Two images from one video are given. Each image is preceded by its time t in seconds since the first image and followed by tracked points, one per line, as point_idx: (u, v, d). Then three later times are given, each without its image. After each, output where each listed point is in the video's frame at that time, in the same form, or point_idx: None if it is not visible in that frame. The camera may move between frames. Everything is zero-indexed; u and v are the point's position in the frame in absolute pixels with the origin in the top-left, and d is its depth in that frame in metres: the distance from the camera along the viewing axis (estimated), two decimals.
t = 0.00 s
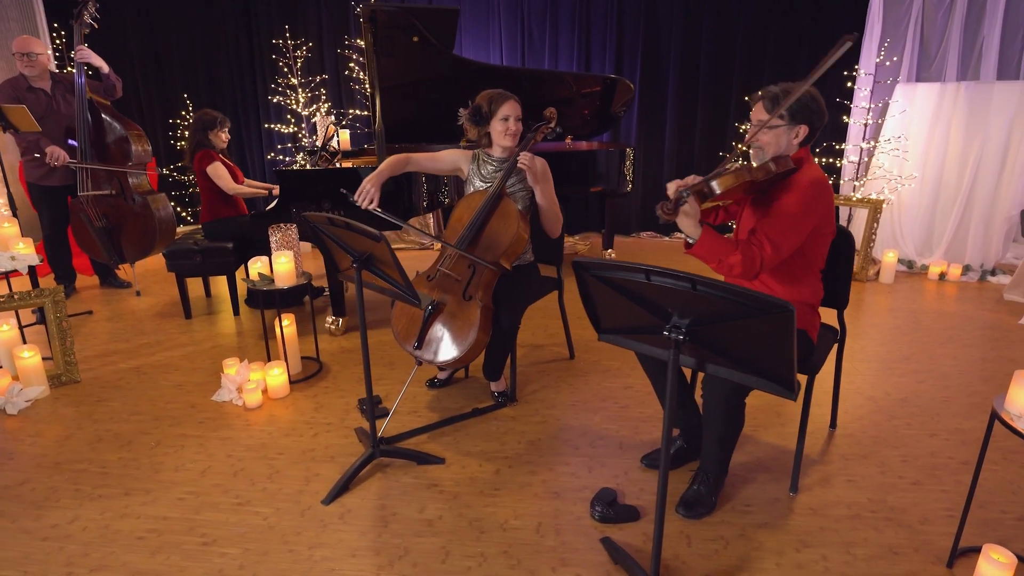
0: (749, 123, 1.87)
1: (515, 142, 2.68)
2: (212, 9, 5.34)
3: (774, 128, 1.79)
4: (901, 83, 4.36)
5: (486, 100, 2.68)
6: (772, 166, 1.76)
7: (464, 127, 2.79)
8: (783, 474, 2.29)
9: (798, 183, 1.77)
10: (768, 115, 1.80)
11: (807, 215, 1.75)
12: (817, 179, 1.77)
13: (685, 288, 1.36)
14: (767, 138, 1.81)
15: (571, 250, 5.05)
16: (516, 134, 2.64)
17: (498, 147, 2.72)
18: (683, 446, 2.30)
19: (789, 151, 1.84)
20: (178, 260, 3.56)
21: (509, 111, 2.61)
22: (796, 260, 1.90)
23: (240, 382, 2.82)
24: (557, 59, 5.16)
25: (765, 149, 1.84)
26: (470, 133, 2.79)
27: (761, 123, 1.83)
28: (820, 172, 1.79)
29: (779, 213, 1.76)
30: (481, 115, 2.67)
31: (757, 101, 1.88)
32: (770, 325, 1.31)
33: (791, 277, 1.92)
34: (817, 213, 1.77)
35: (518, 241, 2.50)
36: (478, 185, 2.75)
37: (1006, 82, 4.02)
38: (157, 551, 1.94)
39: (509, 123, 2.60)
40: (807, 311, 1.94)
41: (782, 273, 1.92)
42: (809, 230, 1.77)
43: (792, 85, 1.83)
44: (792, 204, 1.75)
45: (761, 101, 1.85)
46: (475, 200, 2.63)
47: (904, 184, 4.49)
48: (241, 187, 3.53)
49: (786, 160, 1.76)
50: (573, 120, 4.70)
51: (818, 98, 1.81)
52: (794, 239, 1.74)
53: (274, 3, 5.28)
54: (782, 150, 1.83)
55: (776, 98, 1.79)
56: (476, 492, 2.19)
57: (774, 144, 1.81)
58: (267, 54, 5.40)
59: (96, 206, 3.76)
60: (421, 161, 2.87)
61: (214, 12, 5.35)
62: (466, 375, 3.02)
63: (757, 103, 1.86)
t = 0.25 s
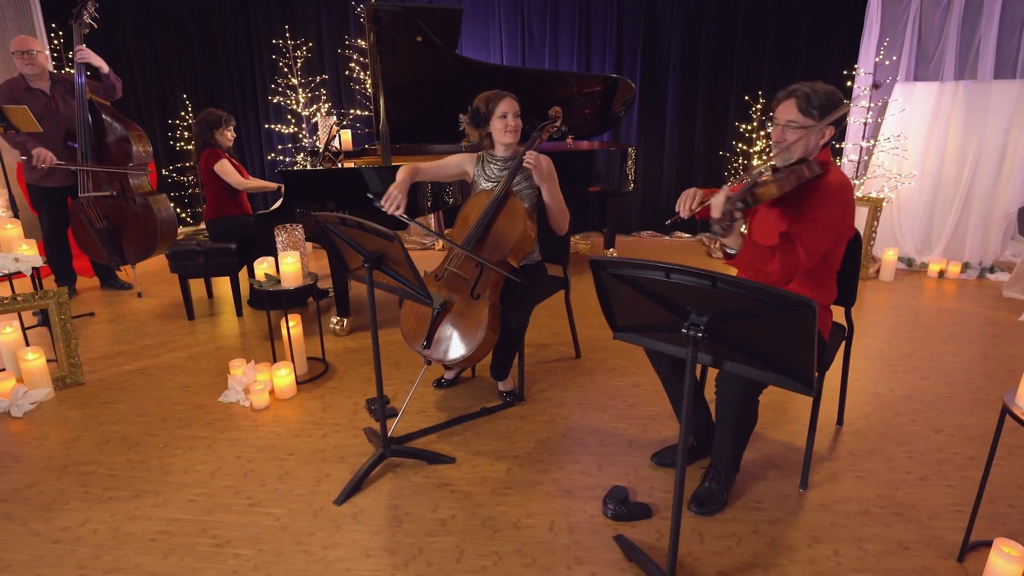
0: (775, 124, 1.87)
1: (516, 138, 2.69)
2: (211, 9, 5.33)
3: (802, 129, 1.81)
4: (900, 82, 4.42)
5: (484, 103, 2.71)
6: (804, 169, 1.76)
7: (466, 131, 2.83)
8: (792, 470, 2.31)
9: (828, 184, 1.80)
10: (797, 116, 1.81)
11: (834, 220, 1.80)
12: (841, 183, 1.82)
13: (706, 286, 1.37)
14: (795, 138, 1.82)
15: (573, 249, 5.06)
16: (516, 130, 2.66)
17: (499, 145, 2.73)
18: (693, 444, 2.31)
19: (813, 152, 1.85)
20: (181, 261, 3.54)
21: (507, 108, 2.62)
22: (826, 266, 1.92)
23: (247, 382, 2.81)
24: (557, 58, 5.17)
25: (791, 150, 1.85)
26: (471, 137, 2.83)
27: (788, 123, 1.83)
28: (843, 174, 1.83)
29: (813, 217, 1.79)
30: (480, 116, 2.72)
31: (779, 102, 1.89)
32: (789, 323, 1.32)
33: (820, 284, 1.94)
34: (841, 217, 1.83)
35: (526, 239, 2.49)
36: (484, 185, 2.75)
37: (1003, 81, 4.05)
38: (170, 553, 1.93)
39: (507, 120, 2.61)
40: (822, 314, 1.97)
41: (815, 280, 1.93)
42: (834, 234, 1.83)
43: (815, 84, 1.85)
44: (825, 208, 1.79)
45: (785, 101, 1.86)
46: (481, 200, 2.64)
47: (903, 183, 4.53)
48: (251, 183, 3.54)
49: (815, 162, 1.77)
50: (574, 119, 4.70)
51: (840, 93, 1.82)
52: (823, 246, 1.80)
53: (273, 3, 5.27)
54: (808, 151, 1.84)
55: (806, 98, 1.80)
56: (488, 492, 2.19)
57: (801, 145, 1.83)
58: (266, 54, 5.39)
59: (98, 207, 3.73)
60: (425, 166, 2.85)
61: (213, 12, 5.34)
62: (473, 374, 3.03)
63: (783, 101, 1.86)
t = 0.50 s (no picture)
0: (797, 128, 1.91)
1: (510, 138, 2.68)
2: (210, 8, 5.30)
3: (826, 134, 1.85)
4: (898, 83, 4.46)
5: (475, 111, 2.71)
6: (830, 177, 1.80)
7: (464, 142, 2.85)
8: (800, 468, 2.32)
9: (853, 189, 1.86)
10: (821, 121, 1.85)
11: (858, 230, 1.89)
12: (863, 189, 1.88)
13: (724, 284, 1.38)
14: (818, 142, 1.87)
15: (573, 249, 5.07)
16: (509, 130, 2.64)
17: (497, 147, 2.72)
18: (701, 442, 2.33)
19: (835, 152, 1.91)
20: (184, 262, 3.53)
21: (497, 110, 2.61)
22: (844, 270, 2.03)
23: (253, 383, 2.81)
24: (558, 59, 5.18)
25: (813, 153, 1.91)
26: (469, 147, 2.84)
27: (811, 129, 1.86)
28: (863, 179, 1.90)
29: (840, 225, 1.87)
30: (473, 125, 2.73)
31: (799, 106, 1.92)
32: (809, 320, 1.34)
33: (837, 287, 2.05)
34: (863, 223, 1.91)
35: (530, 236, 2.52)
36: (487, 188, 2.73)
37: (1000, 82, 4.10)
38: (182, 554, 1.92)
39: (498, 122, 2.60)
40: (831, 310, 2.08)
41: (838, 287, 2.02)
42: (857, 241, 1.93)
43: (834, 87, 1.88)
44: (851, 216, 1.86)
45: (807, 106, 1.88)
46: (484, 202, 2.65)
47: (901, 183, 4.57)
48: (250, 186, 3.51)
49: (840, 168, 1.84)
50: (574, 120, 4.71)
51: (859, 97, 1.86)
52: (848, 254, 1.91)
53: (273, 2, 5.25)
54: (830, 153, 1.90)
55: (830, 104, 1.83)
56: (499, 491, 2.19)
57: (825, 148, 1.88)
58: (266, 54, 5.37)
59: (99, 207, 3.71)
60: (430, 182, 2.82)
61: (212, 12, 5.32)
62: (479, 374, 3.03)
63: (807, 104, 1.88)
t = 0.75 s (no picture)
0: (812, 139, 1.98)
1: (509, 141, 2.68)
2: (209, 8, 5.28)
3: (842, 145, 1.95)
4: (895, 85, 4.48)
5: (473, 116, 2.74)
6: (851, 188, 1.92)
7: (465, 147, 2.87)
8: (806, 467, 2.35)
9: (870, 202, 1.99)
10: (838, 133, 1.93)
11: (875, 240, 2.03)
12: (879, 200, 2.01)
13: (741, 286, 1.41)
14: (835, 153, 1.96)
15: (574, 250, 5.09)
16: (507, 133, 2.65)
17: (497, 150, 2.73)
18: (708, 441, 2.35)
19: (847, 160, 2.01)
20: (186, 263, 3.52)
21: (494, 113, 2.62)
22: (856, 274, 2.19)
23: (259, 385, 2.80)
24: (558, 60, 5.20)
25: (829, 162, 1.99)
26: (470, 151, 2.87)
27: (828, 139, 1.95)
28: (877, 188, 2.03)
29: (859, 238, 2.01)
30: (472, 130, 2.75)
31: (813, 114, 2.00)
32: (826, 321, 1.37)
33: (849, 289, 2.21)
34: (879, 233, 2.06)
35: (531, 236, 2.51)
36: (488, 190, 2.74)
37: (997, 83, 4.17)
38: (195, 557, 1.92)
39: (496, 125, 2.61)
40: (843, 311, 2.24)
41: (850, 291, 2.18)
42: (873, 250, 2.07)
43: (846, 95, 1.97)
44: (870, 231, 2.00)
45: (823, 116, 1.96)
46: (485, 203, 2.65)
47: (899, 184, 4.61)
48: (252, 188, 3.50)
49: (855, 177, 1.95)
50: (574, 121, 4.73)
51: (868, 104, 1.96)
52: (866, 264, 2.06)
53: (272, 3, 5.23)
54: (844, 162, 2.00)
55: (846, 115, 1.91)
56: (509, 491, 2.21)
57: (840, 158, 1.97)
58: (265, 54, 5.35)
59: (100, 210, 3.70)
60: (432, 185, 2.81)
61: (210, 12, 5.30)
62: (485, 375, 3.04)
63: (822, 115, 1.96)
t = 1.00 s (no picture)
0: (827, 139, 2.09)
1: (514, 141, 2.68)
2: (208, 8, 5.26)
3: (857, 144, 2.06)
4: (892, 87, 4.60)
5: (478, 114, 2.71)
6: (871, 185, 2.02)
7: (468, 147, 2.84)
8: (813, 464, 2.38)
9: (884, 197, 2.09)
10: (853, 133, 2.05)
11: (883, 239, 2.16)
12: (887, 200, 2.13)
13: (760, 286, 1.43)
14: (848, 152, 2.08)
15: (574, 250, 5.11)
16: (513, 133, 2.64)
17: (500, 150, 2.72)
18: (717, 439, 2.37)
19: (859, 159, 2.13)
20: (190, 264, 3.51)
21: (500, 114, 2.61)
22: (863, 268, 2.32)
23: (267, 386, 2.80)
24: (558, 61, 5.23)
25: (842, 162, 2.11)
26: (473, 151, 2.84)
27: (843, 139, 2.07)
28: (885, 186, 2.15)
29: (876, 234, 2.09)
30: (477, 129, 2.73)
31: (828, 114, 2.10)
32: (844, 321, 1.39)
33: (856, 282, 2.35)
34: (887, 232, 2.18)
35: (535, 235, 2.53)
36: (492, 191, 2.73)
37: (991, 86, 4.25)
38: (211, 558, 1.92)
39: (503, 125, 2.60)
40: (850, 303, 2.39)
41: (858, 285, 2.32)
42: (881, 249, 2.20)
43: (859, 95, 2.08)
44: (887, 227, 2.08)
45: (838, 116, 2.08)
46: (490, 202, 2.65)
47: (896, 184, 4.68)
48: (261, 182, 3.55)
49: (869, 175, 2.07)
50: (575, 122, 4.76)
51: (879, 102, 2.08)
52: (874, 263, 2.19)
53: (272, 3, 5.22)
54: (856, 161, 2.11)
55: (861, 116, 2.03)
56: (521, 490, 2.22)
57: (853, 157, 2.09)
58: (265, 54, 5.33)
59: (101, 210, 3.68)
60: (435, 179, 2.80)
61: (209, 12, 5.28)
62: (492, 375, 3.06)
63: (836, 116, 2.07)
